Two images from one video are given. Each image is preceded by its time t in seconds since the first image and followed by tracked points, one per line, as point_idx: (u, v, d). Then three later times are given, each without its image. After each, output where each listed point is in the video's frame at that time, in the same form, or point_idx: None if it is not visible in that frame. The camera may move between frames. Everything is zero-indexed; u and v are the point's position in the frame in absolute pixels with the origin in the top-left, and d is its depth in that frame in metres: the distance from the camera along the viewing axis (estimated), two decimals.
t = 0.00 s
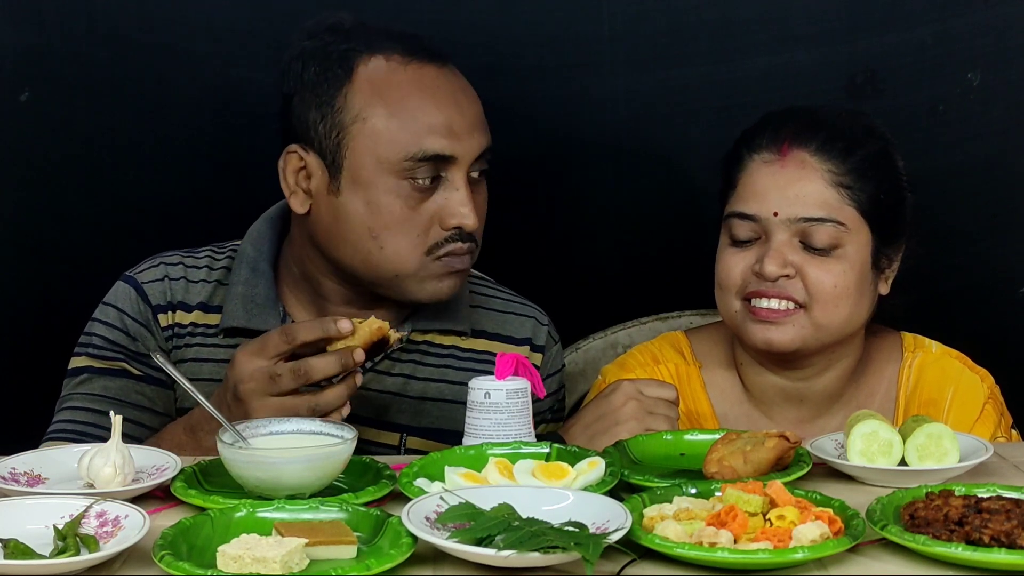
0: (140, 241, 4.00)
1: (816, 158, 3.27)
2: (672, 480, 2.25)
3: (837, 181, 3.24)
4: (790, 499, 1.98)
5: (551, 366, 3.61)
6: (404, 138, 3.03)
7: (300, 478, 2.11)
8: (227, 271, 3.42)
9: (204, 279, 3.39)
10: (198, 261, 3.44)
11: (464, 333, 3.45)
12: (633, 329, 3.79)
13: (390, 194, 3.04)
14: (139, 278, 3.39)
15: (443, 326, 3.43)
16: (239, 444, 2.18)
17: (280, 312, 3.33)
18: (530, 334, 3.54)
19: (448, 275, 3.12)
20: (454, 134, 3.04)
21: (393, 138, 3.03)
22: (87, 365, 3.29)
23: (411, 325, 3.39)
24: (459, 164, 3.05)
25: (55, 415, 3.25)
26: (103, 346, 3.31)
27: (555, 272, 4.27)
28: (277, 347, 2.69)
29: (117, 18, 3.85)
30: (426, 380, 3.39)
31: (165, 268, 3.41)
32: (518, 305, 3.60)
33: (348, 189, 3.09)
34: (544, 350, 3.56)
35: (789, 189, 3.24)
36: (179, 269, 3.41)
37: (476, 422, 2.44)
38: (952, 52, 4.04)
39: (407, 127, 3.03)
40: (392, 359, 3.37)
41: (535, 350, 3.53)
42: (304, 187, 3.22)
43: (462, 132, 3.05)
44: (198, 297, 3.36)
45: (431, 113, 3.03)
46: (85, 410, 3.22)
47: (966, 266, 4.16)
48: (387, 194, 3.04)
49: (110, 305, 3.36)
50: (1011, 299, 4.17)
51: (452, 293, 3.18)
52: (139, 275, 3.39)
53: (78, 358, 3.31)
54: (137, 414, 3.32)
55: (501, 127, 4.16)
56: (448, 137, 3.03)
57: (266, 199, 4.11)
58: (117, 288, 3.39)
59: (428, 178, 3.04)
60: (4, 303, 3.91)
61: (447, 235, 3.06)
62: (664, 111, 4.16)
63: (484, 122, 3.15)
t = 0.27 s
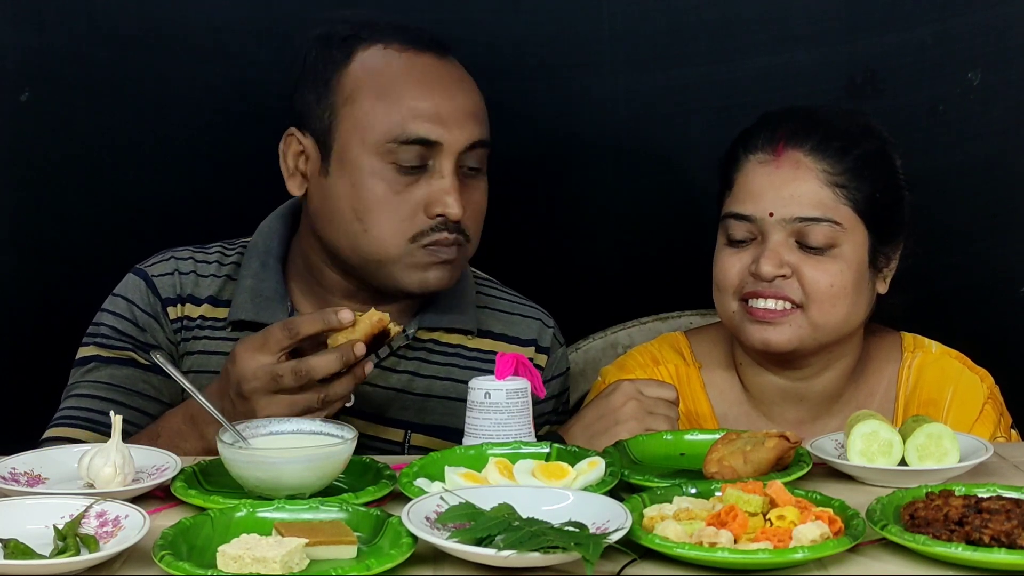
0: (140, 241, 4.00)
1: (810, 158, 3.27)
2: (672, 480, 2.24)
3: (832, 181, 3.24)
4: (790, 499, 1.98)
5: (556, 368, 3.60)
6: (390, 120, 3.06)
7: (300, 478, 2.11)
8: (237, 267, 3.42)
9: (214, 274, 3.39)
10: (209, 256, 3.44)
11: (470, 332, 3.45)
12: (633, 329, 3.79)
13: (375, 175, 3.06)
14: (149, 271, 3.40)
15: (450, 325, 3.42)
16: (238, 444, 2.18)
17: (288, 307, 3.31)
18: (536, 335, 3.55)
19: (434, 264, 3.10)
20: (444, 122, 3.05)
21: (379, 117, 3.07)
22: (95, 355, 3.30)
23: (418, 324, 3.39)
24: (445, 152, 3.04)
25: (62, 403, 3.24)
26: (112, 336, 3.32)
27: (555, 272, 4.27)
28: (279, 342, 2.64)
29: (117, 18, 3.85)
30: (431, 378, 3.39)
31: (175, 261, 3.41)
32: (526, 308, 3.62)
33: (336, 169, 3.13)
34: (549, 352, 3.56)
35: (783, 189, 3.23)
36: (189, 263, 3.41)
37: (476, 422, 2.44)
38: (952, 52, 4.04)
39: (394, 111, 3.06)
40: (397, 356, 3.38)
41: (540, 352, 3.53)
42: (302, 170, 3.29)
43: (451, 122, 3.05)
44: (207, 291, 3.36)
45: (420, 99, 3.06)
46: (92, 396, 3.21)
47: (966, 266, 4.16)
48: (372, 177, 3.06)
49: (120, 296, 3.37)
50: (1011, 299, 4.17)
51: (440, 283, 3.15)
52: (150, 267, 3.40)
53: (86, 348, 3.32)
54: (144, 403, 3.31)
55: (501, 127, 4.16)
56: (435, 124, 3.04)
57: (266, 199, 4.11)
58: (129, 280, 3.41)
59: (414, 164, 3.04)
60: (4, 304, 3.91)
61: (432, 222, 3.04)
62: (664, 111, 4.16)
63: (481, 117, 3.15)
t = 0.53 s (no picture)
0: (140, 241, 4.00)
1: (803, 156, 3.27)
2: (672, 480, 2.24)
3: (823, 179, 3.24)
4: (790, 499, 1.98)
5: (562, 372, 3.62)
6: (355, 101, 3.13)
7: (300, 478, 2.11)
8: (247, 263, 3.42)
9: (225, 269, 3.40)
10: (221, 253, 3.46)
11: (476, 333, 3.45)
12: (633, 329, 3.79)
13: (331, 151, 3.13)
14: (162, 265, 3.40)
15: (457, 326, 3.41)
16: (238, 444, 2.18)
17: (296, 303, 3.30)
18: (543, 339, 3.56)
19: (373, 247, 3.09)
20: (403, 108, 3.08)
21: (347, 97, 3.15)
22: (102, 343, 3.27)
23: (423, 323, 3.38)
24: (400, 137, 3.06)
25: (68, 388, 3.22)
26: (119, 325, 3.30)
27: (555, 272, 4.27)
28: (285, 346, 2.54)
29: (117, 18, 3.86)
30: (436, 378, 3.39)
31: (187, 257, 3.42)
32: (534, 312, 3.63)
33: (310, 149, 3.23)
34: (556, 355, 3.59)
35: (775, 189, 3.23)
36: (201, 258, 3.42)
37: (476, 422, 2.44)
38: (952, 52, 4.04)
39: (359, 93, 3.13)
40: (403, 354, 3.36)
41: (547, 355, 3.56)
42: (299, 152, 3.39)
43: (412, 109, 3.08)
44: (218, 286, 3.37)
45: (392, 85, 3.12)
46: (97, 384, 3.18)
47: (966, 266, 4.16)
48: (332, 155, 3.12)
49: (130, 287, 3.36)
50: (1011, 299, 4.18)
51: (380, 270, 3.13)
52: (163, 262, 3.41)
53: (94, 336, 3.30)
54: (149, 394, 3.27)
55: (501, 127, 4.16)
56: (396, 109, 3.08)
57: (266, 199, 4.11)
58: (140, 272, 3.40)
59: (369, 147, 3.08)
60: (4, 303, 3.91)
61: (371, 203, 3.05)
62: (664, 111, 4.16)
63: (453, 113, 3.16)
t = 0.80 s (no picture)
0: (140, 241, 4.00)
1: (793, 155, 3.27)
2: (672, 480, 2.24)
3: (813, 177, 3.24)
4: (790, 499, 1.98)
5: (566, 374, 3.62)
6: (356, 97, 3.14)
7: (300, 478, 2.11)
8: (251, 263, 3.43)
9: (229, 269, 3.41)
10: (225, 253, 3.46)
11: (480, 335, 3.46)
12: (634, 329, 3.79)
13: (332, 147, 3.13)
14: (165, 265, 3.40)
15: (461, 327, 3.43)
16: (238, 444, 2.18)
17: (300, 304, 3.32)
18: (546, 340, 3.57)
19: (371, 244, 3.08)
20: (404, 105, 3.08)
21: (349, 94, 3.16)
22: (104, 340, 3.25)
23: (427, 325, 3.40)
24: (400, 134, 3.06)
25: (68, 385, 3.20)
26: (122, 323, 3.29)
27: (555, 273, 4.27)
28: (283, 352, 2.50)
29: (117, 18, 3.86)
30: (440, 380, 3.39)
31: (192, 256, 3.43)
32: (538, 313, 3.63)
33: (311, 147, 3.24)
34: (559, 357, 3.58)
35: (766, 186, 3.24)
36: (206, 258, 3.43)
37: (476, 422, 2.44)
38: (952, 52, 4.04)
39: (360, 90, 3.14)
40: (406, 355, 3.37)
41: (550, 357, 3.56)
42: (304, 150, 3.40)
43: (412, 106, 3.08)
44: (221, 285, 3.38)
45: (393, 82, 3.12)
46: (98, 381, 3.16)
47: (966, 266, 4.16)
48: (333, 150, 3.12)
49: (133, 286, 3.36)
50: (1011, 300, 4.18)
51: (377, 268, 3.12)
52: (167, 261, 3.41)
53: (96, 334, 3.28)
54: (150, 391, 3.25)
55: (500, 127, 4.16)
56: (396, 105, 3.08)
57: (265, 199, 4.11)
58: (144, 270, 3.40)
59: (370, 142, 3.08)
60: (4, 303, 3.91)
61: (371, 200, 3.05)
62: (664, 111, 4.16)
63: (454, 112, 3.16)
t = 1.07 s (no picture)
0: (139, 241, 4.00)
1: (791, 155, 3.28)
2: (672, 480, 2.25)
3: (810, 176, 3.24)
4: (790, 499, 1.98)
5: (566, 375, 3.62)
6: (355, 98, 3.14)
7: (300, 478, 2.11)
8: (252, 264, 3.44)
9: (229, 270, 3.41)
10: (225, 253, 3.47)
11: (480, 335, 3.46)
12: (633, 329, 3.79)
13: (331, 147, 3.13)
14: (166, 265, 3.40)
15: (461, 327, 3.43)
16: (238, 444, 2.18)
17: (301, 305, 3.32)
18: (547, 341, 3.57)
19: (370, 244, 3.08)
20: (403, 105, 3.08)
21: (348, 94, 3.16)
22: (104, 340, 3.25)
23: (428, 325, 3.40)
24: (399, 135, 3.06)
25: (68, 386, 3.20)
26: (122, 324, 3.29)
27: (555, 273, 4.27)
28: (286, 360, 2.49)
29: (117, 18, 3.86)
30: (441, 380, 3.39)
31: (192, 257, 3.43)
32: (539, 314, 3.63)
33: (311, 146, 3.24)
34: (560, 357, 3.58)
35: (763, 184, 3.24)
36: (206, 259, 3.43)
37: (476, 422, 2.44)
38: (952, 52, 4.04)
39: (358, 90, 3.14)
40: (407, 356, 3.37)
41: (551, 357, 3.55)
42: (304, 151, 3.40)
43: (411, 106, 3.08)
44: (222, 286, 3.38)
45: (393, 82, 3.12)
46: (98, 381, 3.15)
47: (966, 266, 4.16)
48: (332, 150, 3.13)
49: (133, 286, 3.36)
50: (1011, 300, 4.17)
51: (376, 267, 3.12)
52: (167, 261, 3.41)
53: (96, 335, 3.28)
54: (149, 392, 3.24)
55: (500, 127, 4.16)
56: (394, 106, 3.08)
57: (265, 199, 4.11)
58: (144, 271, 3.40)
59: (368, 142, 3.08)
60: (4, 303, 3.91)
61: (369, 200, 3.05)
62: (665, 111, 4.16)
63: (453, 113, 3.16)
